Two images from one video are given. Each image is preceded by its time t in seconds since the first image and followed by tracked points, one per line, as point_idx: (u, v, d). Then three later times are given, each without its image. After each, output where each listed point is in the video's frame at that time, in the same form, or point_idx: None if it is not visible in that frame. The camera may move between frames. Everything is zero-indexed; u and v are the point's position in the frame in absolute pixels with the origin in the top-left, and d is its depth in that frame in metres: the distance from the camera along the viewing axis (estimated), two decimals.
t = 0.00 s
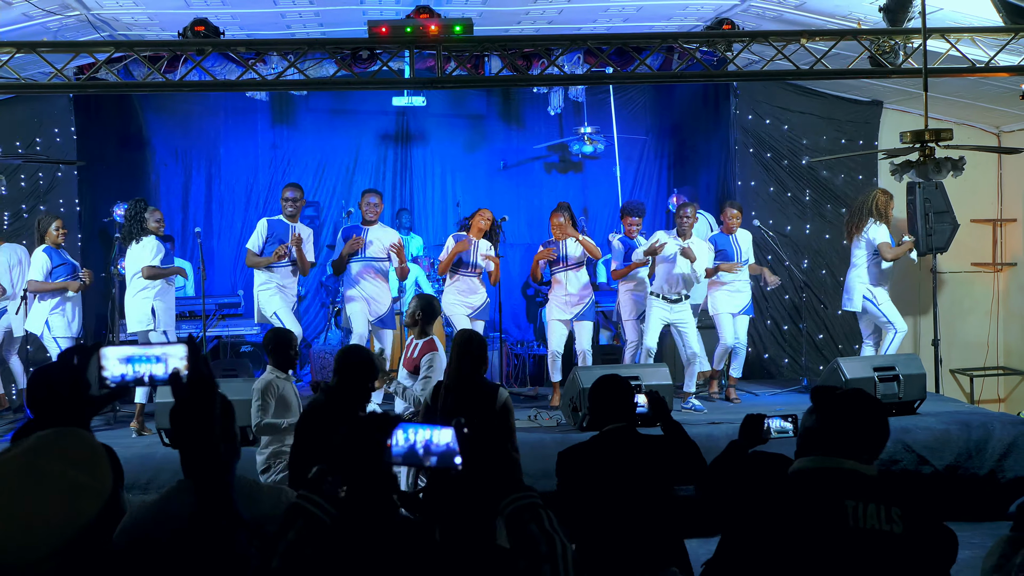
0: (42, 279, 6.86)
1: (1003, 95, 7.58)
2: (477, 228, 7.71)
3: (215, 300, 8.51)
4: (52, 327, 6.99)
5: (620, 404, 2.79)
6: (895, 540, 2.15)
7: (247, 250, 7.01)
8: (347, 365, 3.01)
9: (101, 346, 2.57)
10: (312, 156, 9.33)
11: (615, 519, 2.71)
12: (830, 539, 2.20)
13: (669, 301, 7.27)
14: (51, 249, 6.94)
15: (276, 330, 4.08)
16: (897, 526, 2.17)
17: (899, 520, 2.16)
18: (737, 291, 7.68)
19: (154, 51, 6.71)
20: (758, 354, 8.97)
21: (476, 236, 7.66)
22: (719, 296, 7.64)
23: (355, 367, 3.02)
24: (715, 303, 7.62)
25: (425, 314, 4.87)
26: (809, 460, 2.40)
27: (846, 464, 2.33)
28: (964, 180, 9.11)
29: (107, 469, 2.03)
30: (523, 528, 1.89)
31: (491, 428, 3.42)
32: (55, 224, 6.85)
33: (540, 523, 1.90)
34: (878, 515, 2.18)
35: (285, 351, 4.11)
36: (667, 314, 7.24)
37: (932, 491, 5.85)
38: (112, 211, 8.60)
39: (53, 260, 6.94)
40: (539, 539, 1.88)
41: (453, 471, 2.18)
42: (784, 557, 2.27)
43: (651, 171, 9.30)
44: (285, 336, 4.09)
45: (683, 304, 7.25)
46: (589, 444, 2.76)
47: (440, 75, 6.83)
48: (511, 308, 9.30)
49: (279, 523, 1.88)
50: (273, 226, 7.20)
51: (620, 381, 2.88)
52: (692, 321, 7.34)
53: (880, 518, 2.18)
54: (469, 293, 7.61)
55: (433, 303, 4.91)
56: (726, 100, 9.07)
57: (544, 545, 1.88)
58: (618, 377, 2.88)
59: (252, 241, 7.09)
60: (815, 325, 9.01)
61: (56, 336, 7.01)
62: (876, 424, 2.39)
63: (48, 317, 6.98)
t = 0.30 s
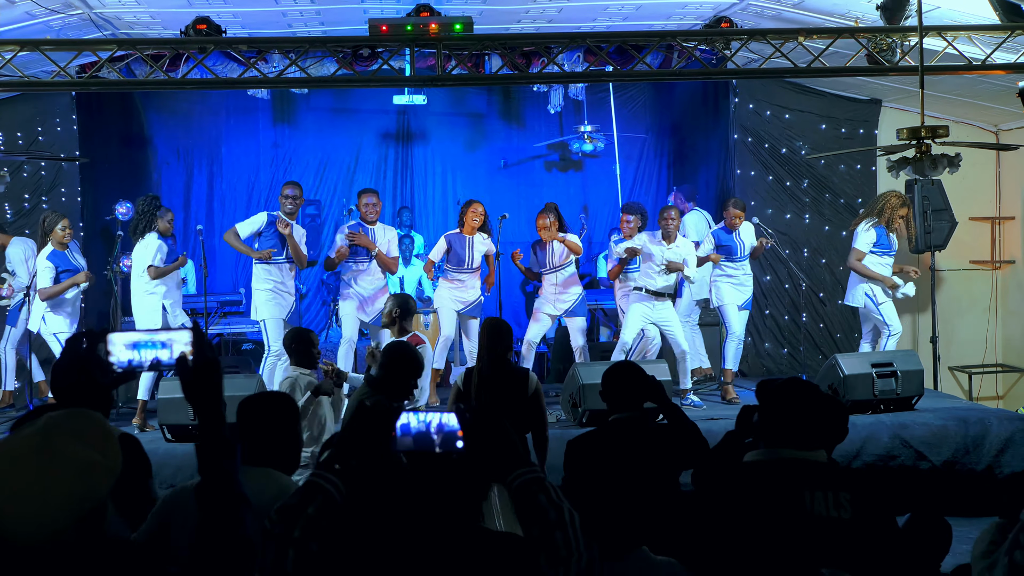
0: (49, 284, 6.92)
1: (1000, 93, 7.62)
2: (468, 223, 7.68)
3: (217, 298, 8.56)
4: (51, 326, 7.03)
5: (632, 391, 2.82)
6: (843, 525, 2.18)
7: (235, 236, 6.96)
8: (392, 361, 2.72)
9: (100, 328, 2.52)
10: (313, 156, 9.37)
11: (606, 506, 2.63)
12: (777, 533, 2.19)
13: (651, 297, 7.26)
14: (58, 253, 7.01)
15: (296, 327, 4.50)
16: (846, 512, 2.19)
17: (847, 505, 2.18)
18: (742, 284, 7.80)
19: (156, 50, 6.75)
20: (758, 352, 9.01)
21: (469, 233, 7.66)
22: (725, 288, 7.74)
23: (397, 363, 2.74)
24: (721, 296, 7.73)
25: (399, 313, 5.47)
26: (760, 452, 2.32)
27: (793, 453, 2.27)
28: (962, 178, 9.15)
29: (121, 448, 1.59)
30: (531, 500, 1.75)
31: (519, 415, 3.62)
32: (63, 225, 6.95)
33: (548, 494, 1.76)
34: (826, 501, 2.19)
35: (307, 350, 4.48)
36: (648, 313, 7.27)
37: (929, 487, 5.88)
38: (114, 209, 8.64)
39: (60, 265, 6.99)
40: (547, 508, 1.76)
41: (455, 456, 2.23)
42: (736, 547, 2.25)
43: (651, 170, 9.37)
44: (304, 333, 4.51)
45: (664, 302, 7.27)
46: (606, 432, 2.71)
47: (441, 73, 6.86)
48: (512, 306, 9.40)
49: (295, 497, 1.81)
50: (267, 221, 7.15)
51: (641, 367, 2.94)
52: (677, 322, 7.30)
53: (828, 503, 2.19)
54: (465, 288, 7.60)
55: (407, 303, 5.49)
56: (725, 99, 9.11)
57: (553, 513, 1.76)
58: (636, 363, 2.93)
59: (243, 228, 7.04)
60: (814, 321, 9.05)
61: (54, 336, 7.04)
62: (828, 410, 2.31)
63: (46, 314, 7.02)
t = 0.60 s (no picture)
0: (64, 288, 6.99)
1: (1000, 90, 7.65)
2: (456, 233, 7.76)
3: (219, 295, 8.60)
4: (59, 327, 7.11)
5: (632, 379, 2.89)
6: (818, 492, 2.27)
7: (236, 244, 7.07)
8: (428, 356, 2.57)
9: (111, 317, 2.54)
10: (315, 153, 9.40)
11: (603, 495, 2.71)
12: (757, 512, 2.25)
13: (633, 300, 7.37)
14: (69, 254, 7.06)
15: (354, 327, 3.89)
16: (818, 479, 2.29)
17: (819, 473, 2.28)
18: (745, 286, 7.83)
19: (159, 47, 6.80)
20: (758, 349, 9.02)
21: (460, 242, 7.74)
22: (730, 291, 7.79)
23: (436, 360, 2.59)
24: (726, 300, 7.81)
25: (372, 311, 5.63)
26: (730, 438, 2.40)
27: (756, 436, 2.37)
28: (962, 176, 9.17)
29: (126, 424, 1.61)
30: (535, 469, 1.88)
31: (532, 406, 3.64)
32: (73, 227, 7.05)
33: (551, 463, 1.89)
34: (799, 473, 2.27)
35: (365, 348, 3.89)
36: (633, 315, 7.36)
37: (928, 482, 5.90)
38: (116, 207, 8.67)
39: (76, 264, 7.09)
40: (552, 478, 1.88)
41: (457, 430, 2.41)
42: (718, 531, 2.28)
43: (652, 168, 9.38)
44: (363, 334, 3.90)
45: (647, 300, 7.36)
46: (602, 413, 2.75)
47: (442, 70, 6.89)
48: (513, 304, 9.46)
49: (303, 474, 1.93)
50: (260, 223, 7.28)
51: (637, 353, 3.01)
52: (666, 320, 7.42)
53: (800, 474, 2.28)
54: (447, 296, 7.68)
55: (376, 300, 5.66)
56: (725, 96, 9.12)
57: (558, 482, 1.88)
58: (631, 349, 3.00)
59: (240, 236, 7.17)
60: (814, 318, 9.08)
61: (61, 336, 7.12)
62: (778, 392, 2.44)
63: (56, 319, 7.12)
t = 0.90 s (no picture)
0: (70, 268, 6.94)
1: (1002, 88, 7.65)
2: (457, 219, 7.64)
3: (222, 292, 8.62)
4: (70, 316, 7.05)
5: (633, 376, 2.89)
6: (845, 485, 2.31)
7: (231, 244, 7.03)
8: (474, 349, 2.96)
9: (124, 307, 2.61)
10: (317, 151, 9.41)
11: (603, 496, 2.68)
12: (774, 502, 2.24)
13: (647, 289, 7.34)
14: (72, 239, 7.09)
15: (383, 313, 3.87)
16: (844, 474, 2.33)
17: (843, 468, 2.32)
18: (752, 276, 7.69)
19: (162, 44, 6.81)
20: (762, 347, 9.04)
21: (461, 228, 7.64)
22: (733, 283, 7.68)
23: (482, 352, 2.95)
24: (730, 292, 7.70)
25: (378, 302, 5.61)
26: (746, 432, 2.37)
27: (778, 426, 2.32)
28: (964, 173, 9.17)
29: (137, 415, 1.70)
30: (536, 459, 1.97)
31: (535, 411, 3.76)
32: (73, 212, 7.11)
33: (552, 454, 1.97)
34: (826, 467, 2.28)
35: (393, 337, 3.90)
36: (646, 309, 7.33)
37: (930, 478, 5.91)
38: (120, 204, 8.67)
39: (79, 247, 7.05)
40: (552, 468, 1.98)
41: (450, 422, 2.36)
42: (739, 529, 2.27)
43: (654, 165, 9.40)
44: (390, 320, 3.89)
45: (660, 290, 7.36)
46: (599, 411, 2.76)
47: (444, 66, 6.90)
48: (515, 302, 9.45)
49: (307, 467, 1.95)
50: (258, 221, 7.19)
51: (639, 354, 3.00)
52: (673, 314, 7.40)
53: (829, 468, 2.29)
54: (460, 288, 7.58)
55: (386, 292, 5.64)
56: (728, 94, 9.12)
57: (558, 472, 1.99)
58: (636, 349, 3.01)
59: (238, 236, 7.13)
60: (817, 316, 9.07)
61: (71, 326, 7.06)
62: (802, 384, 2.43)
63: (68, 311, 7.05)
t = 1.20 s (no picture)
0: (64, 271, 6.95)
1: (1004, 88, 7.66)
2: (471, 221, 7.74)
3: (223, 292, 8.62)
4: (73, 317, 7.05)
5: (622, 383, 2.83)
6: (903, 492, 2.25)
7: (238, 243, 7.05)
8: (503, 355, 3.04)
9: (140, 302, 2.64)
10: (318, 150, 9.41)
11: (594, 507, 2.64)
12: (826, 498, 2.21)
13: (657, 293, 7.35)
14: (71, 243, 7.03)
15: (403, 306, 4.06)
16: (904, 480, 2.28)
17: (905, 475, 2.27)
18: (756, 281, 7.69)
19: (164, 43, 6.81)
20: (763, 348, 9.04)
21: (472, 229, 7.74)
22: (739, 285, 7.69)
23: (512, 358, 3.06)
24: (735, 294, 7.71)
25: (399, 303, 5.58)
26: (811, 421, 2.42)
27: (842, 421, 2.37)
28: (965, 173, 9.18)
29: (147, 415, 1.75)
30: (531, 458, 1.95)
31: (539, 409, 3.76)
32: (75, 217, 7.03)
33: (548, 453, 1.97)
34: (887, 469, 2.26)
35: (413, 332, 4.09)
36: (656, 303, 7.34)
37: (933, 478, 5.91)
38: (121, 203, 8.67)
39: (75, 252, 7.01)
40: (548, 467, 1.96)
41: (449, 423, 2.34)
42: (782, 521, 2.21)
43: (655, 165, 9.42)
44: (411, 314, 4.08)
45: (670, 297, 7.35)
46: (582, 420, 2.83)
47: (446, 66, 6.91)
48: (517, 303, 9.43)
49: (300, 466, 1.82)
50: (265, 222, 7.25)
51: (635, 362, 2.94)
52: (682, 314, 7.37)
53: (887, 471, 2.26)
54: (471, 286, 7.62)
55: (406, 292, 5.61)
56: (729, 94, 9.13)
57: (553, 472, 1.97)
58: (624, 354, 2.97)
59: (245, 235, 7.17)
60: (818, 317, 9.08)
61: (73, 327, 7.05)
62: (860, 385, 2.44)
63: (69, 309, 7.04)
